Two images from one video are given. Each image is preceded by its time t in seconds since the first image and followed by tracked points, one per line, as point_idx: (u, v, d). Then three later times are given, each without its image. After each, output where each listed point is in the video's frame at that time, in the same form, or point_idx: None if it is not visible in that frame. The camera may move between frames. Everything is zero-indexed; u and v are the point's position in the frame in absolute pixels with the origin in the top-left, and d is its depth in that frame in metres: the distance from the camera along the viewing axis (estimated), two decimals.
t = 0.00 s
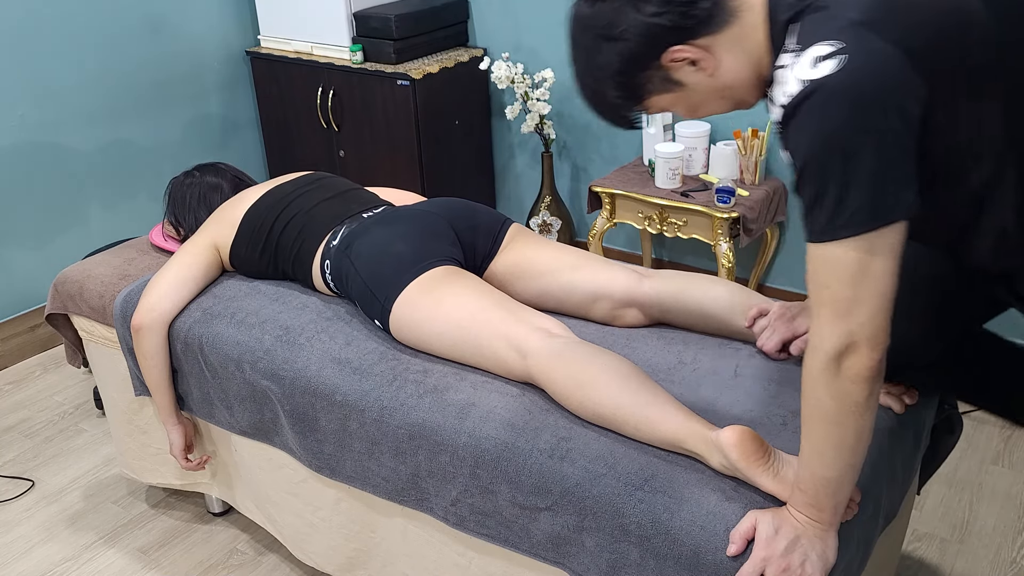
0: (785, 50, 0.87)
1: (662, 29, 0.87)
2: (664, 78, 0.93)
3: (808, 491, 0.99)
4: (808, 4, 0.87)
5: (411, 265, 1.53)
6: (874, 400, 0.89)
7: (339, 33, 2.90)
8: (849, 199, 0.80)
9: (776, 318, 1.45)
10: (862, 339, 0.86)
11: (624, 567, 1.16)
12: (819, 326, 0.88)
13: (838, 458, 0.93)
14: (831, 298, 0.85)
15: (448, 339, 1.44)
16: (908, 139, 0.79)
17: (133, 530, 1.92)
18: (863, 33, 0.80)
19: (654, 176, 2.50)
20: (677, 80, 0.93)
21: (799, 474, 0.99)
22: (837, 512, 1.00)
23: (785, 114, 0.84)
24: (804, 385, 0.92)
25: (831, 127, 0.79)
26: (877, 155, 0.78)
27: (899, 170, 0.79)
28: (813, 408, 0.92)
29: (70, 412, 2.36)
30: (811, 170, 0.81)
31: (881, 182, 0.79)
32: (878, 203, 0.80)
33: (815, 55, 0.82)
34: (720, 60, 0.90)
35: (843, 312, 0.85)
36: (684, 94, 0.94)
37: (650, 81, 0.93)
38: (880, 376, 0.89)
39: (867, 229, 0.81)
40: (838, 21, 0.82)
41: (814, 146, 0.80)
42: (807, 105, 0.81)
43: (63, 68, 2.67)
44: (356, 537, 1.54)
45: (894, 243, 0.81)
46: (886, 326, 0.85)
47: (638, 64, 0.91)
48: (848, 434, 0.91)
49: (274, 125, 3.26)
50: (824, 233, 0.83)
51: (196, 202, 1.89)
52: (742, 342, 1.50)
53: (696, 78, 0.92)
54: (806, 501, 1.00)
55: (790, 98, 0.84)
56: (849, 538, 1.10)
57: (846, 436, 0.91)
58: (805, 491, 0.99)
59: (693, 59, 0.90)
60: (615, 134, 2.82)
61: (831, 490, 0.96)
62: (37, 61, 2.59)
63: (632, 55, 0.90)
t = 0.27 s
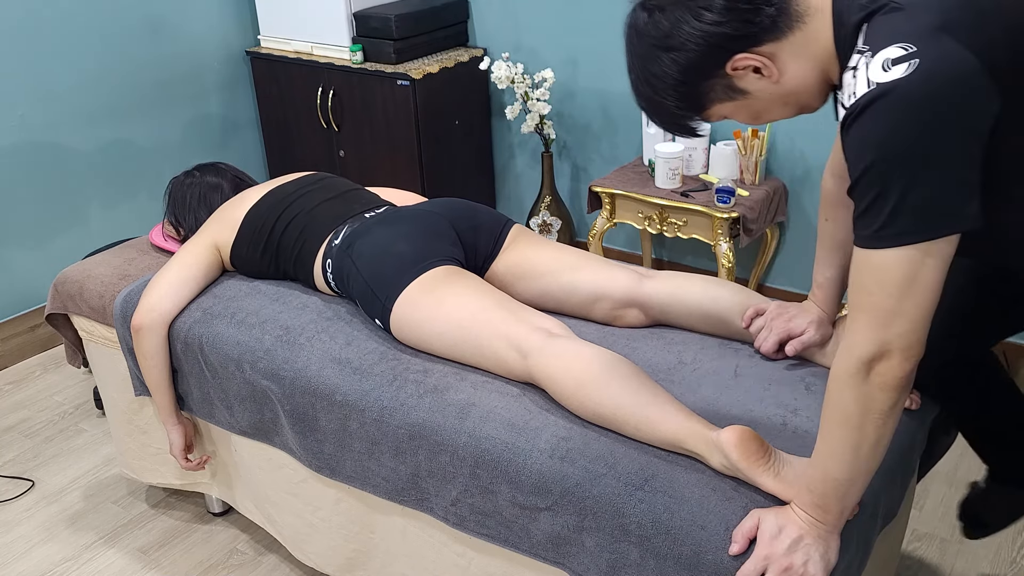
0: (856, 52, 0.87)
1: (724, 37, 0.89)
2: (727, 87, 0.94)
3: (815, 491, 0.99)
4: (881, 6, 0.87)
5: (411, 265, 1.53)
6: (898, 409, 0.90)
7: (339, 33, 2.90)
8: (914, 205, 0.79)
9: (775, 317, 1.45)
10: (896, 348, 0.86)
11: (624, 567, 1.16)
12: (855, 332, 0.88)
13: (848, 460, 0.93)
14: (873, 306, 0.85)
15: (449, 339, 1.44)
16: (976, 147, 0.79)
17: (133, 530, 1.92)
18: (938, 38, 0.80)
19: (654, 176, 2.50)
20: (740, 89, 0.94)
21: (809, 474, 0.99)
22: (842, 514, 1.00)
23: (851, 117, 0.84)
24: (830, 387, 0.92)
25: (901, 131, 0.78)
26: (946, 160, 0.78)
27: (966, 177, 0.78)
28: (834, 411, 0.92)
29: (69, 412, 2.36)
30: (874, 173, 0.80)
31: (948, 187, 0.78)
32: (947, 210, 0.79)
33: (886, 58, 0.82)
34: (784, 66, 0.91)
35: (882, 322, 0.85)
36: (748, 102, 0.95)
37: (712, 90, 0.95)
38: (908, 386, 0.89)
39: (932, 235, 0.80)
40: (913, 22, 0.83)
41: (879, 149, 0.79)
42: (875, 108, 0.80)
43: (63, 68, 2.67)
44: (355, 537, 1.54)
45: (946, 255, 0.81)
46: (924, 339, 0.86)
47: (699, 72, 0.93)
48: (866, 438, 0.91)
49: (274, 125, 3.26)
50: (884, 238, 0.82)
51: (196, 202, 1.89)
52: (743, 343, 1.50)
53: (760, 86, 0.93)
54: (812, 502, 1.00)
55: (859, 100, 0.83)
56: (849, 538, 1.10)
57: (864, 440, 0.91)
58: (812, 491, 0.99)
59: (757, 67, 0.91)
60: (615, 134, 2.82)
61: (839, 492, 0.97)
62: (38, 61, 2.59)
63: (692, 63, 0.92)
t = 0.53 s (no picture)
0: (851, 53, 0.87)
1: (719, 44, 0.89)
2: (721, 93, 0.94)
3: (815, 491, 0.99)
4: (875, 6, 0.88)
5: (411, 265, 1.53)
6: (896, 410, 0.90)
7: (339, 33, 2.90)
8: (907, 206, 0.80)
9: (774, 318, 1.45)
10: (893, 348, 0.86)
11: (624, 567, 1.16)
12: (851, 332, 0.88)
13: (847, 459, 0.93)
14: (868, 306, 0.85)
15: (449, 339, 1.44)
16: (970, 148, 0.79)
17: (133, 530, 1.92)
18: (933, 39, 0.81)
19: (654, 176, 2.50)
20: (736, 94, 0.94)
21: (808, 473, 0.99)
22: (842, 514, 1.00)
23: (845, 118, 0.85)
24: (827, 387, 0.93)
25: (894, 132, 0.79)
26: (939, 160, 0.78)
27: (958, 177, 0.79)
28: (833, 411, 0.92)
29: (69, 412, 2.36)
30: (868, 174, 0.80)
31: (941, 188, 0.79)
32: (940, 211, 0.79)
33: (881, 59, 0.82)
34: (779, 71, 0.90)
35: (877, 321, 0.85)
36: (744, 107, 0.95)
37: (707, 96, 0.95)
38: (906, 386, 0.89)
39: (925, 235, 0.80)
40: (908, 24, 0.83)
41: (869, 150, 0.80)
42: (870, 108, 0.81)
43: (62, 68, 2.67)
44: (355, 537, 1.54)
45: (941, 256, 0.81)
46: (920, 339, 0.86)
47: (694, 79, 0.93)
48: (865, 438, 0.91)
49: (274, 125, 3.26)
50: (876, 238, 0.82)
51: (196, 202, 1.89)
52: (742, 342, 1.51)
53: (755, 90, 0.93)
54: (812, 502, 1.00)
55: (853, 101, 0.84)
56: (848, 538, 1.10)
57: (863, 440, 0.92)
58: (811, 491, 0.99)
59: (752, 72, 0.91)
60: (615, 134, 2.82)
61: (839, 492, 0.96)
62: (38, 61, 2.59)
63: (687, 71, 0.92)
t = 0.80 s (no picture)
0: (788, 57, 0.85)
1: (661, 52, 0.88)
2: (666, 101, 0.93)
3: (810, 491, 0.99)
4: (810, 9, 0.86)
5: (412, 265, 1.53)
6: (877, 403, 0.89)
7: (339, 33, 2.90)
8: (853, 203, 0.80)
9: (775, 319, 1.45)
10: (865, 342, 0.86)
11: (624, 567, 1.16)
12: (821, 328, 0.88)
13: (841, 459, 0.93)
14: (834, 302, 0.86)
15: (448, 340, 1.44)
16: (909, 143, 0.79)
17: (133, 530, 1.92)
18: (866, 37, 0.79)
19: (654, 176, 2.50)
20: (681, 101, 0.92)
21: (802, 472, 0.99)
22: (839, 513, 1.00)
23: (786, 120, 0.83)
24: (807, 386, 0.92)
25: (833, 131, 0.78)
26: (878, 158, 0.78)
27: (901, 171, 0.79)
28: (814, 411, 0.92)
29: (69, 412, 2.36)
30: (813, 175, 0.80)
31: (882, 184, 0.79)
32: (882, 207, 0.79)
33: (816, 62, 0.81)
34: (721, 76, 0.89)
35: (845, 316, 0.85)
36: (690, 114, 0.94)
37: (653, 105, 0.93)
38: (883, 379, 0.89)
39: (870, 231, 0.80)
40: (839, 27, 0.81)
41: (813, 151, 0.79)
42: (808, 107, 0.80)
43: (62, 69, 2.67)
44: (355, 537, 1.55)
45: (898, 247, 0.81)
46: (891, 331, 0.86)
47: (640, 90, 0.92)
48: (850, 436, 0.91)
49: (274, 125, 3.26)
50: (827, 236, 0.83)
51: (196, 202, 1.89)
52: (742, 342, 1.50)
53: (698, 98, 0.92)
54: (809, 502, 1.00)
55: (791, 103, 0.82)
56: (847, 538, 1.10)
57: (848, 438, 0.91)
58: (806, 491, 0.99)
59: (695, 79, 0.90)
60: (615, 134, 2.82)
61: (833, 490, 0.96)
62: (37, 61, 2.59)
63: (632, 82, 0.91)
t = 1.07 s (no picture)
0: (736, 62, 0.86)
1: (613, 61, 0.90)
2: (623, 108, 0.95)
3: (806, 490, 0.99)
4: (754, 16, 0.86)
5: (411, 265, 1.53)
6: (863, 396, 0.89)
7: (340, 33, 2.90)
8: (808, 203, 0.81)
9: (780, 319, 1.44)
10: (844, 336, 0.86)
11: (624, 567, 1.16)
12: (800, 325, 0.89)
13: (835, 457, 0.93)
14: (808, 298, 0.86)
15: (450, 339, 1.44)
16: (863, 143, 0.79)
17: (133, 530, 1.92)
18: (811, 41, 0.80)
19: (654, 176, 2.50)
20: (637, 107, 0.95)
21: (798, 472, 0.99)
22: (837, 512, 1.00)
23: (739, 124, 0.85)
24: (792, 383, 0.92)
25: (783, 133, 0.79)
26: (828, 159, 0.79)
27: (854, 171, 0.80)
28: (802, 408, 0.92)
29: (69, 412, 2.36)
30: (770, 177, 0.81)
31: (835, 184, 0.80)
32: (836, 206, 0.80)
33: (762, 66, 0.82)
34: (674, 80, 0.91)
35: (821, 310, 0.86)
36: (648, 118, 0.96)
37: (611, 112, 0.96)
38: (866, 373, 0.89)
39: (826, 230, 0.81)
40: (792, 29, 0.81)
41: (767, 153, 0.80)
42: (758, 111, 0.81)
43: (61, 69, 2.66)
44: (356, 537, 1.55)
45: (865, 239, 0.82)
46: (868, 321, 0.86)
47: (595, 99, 0.94)
48: (840, 432, 0.91)
49: (274, 125, 3.26)
50: (789, 237, 0.84)
51: (196, 202, 1.89)
52: (742, 342, 1.50)
53: (652, 103, 0.94)
54: (806, 502, 1.00)
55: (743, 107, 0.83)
56: (847, 538, 1.09)
57: (838, 435, 0.91)
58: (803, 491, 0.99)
59: (647, 85, 0.92)
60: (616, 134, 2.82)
61: (828, 488, 0.97)
62: (37, 61, 2.59)
63: (588, 91, 0.93)
